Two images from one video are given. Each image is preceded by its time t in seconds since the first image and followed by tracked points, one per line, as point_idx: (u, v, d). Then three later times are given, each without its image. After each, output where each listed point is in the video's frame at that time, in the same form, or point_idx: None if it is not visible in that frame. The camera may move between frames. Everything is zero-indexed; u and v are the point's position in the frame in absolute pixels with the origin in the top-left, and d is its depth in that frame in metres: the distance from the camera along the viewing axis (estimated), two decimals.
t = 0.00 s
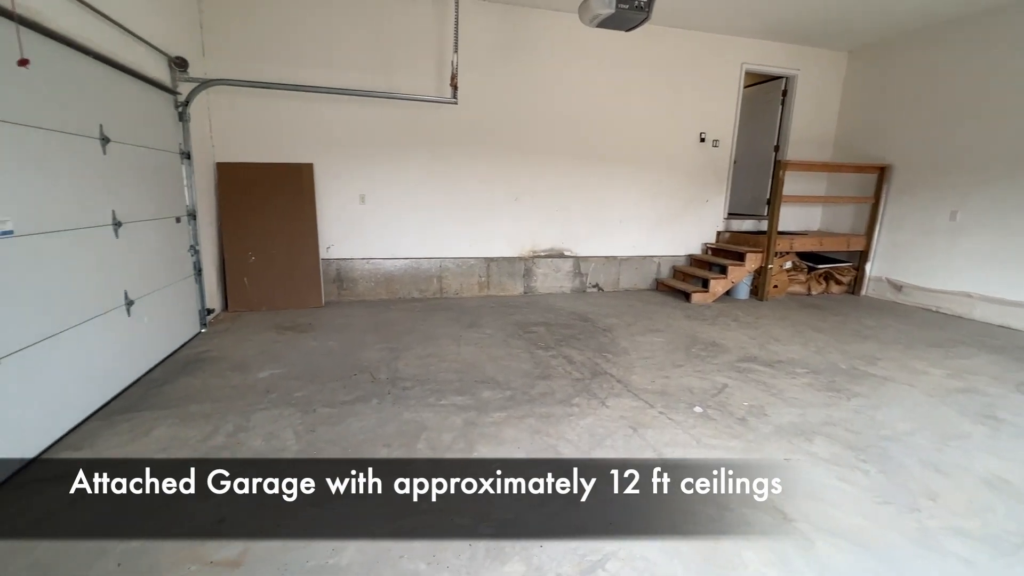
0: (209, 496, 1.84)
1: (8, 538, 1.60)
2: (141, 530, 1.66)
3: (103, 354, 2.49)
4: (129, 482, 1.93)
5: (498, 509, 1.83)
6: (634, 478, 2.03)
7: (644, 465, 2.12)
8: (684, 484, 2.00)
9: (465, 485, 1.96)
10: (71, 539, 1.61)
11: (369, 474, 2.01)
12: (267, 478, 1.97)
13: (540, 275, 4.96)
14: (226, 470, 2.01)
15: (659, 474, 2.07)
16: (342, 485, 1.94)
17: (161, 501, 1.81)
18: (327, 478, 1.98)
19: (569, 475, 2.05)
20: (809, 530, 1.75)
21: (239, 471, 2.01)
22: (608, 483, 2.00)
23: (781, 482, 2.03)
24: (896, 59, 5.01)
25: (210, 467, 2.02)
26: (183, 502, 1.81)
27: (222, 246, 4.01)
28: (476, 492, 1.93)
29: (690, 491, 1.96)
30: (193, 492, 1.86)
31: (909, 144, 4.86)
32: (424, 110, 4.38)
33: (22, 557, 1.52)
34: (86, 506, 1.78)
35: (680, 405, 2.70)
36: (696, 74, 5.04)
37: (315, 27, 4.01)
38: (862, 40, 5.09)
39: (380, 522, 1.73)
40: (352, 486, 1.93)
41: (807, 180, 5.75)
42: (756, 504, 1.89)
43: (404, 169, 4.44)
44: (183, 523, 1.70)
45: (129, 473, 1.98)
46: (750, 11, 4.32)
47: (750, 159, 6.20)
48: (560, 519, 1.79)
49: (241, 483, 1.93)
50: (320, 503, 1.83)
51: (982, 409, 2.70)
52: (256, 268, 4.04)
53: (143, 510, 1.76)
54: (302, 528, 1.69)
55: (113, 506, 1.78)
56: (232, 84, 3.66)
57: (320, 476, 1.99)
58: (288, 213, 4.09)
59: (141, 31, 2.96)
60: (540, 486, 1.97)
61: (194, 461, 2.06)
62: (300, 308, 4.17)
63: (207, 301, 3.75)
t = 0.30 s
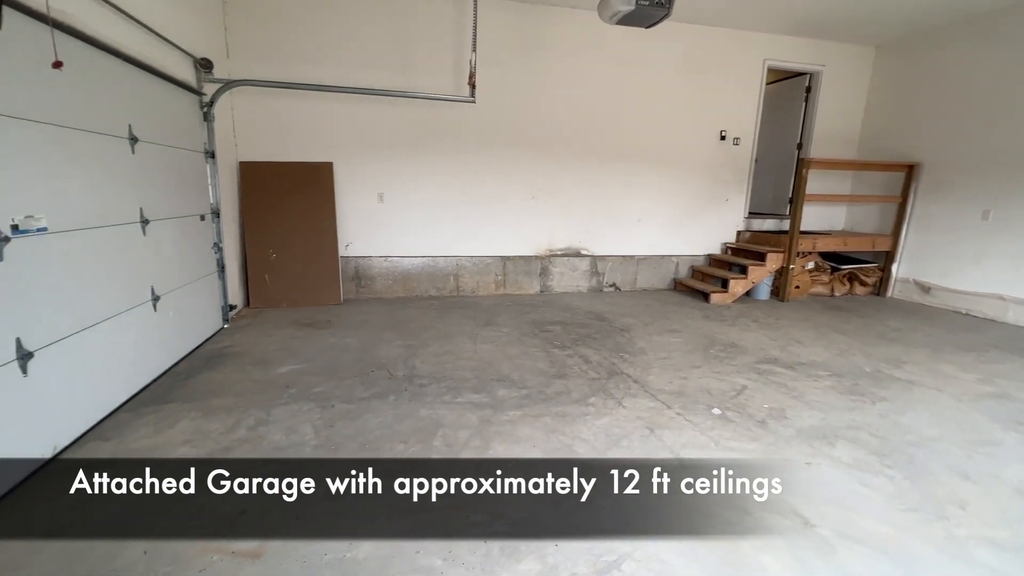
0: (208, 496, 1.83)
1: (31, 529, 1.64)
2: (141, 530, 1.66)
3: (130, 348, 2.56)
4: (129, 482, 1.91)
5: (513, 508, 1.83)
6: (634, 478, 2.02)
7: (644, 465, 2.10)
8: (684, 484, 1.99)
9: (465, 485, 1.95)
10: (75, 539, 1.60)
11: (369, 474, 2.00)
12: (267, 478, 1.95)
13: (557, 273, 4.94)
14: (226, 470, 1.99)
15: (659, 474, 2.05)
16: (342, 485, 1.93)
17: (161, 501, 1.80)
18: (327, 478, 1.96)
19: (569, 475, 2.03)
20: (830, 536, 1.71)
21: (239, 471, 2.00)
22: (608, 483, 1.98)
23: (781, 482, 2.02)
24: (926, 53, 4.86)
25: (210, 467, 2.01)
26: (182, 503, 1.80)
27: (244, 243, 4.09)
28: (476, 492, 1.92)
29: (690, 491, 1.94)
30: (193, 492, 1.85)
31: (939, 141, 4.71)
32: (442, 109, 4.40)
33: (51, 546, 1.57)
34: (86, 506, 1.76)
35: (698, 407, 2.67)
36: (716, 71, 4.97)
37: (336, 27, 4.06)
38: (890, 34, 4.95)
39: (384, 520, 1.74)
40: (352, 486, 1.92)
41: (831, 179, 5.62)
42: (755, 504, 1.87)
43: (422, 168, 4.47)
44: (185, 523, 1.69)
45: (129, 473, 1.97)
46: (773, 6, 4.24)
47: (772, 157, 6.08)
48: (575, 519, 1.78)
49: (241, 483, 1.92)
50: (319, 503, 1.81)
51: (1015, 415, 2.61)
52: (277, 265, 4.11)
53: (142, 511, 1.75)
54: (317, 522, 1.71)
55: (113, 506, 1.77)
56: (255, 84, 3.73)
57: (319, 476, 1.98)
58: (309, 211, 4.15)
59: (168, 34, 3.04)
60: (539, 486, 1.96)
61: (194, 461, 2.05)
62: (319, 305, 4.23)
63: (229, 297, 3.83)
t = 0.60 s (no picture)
0: (209, 496, 1.83)
1: (37, 528, 1.65)
2: (143, 530, 1.66)
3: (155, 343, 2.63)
4: (129, 482, 1.91)
5: (526, 507, 1.83)
6: (634, 478, 2.01)
7: (644, 465, 2.09)
8: (684, 484, 1.98)
9: (465, 485, 1.94)
10: (83, 537, 1.61)
11: (369, 474, 2.00)
12: (266, 478, 1.95)
13: (571, 273, 4.93)
14: (226, 470, 1.99)
15: (659, 474, 2.04)
16: (342, 485, 1.93)
17: (161, 501, 1.80)
18: (327, 478, 1.96)
19: (569, 475, 2.03)
20: (850, 542, 1.67)
21: (239, 471, 1.99)
22: (609, 483, 1.97)
23: (781, 482, 2.00)
24: (955, 49, 4.72)
25: (210, 467, 2.00)
26: (182, 503, 1.79)
27: (263, 241, 4.16)
28: (476, 492, 1.91)
29: (690, 492, 1.93)
30: (193, 492, 1.84)
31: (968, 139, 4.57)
32: (458, 108, 4.42)
33: (66, 541, 1.59)
34: (86, 507, 1.76)
35: (714, 409, 2.63)
36: (735, 69, 4.89)
37: (353, 28, 4.10)
38: (917, 29, 4.82)
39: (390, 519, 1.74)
40: (352, 486, 1.91)
41: (853, 178, 5.50)
42: (755, 504, 1.86)
43: (438, 167, 4.49)
44: (189, 523, 1.69)
45: (129, 473, 1.96)
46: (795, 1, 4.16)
47: (792, 156, 5.97)
48: (588, 519, 1.77)
49: (241, 483, 1.91)
50: (319, 503, 1.81)
51: None
52: (295, 263, 4.17)
53: (142, 510, 1.75)
54: (326, 520, 1.72)
55: (113, 506, 1.77)
56: (275, 85, 3.78)
57: (319, 476, 1.97)
58: (326, 210, 4.20)
59: (190, 36, 3.10)
60: (540, 486, 1.95)
61: (195, 460, 2.04)
62: (336, 303, 4.27)
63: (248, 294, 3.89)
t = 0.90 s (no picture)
0: (209, 496, 1.83)
1: (43, 527, 1.65)
2: (147, 529, 1.66)
3: (172, 341, 2.68)
4: (129, 482, 1.91)
5: (538, 508, 1.82)
6: (634, 478, 2.00)
7: (644, 466, 2.08)
8: (684, 484, 1.97)
9: (464, 485, 1.94)
10: (103, 531, 1.64)
11: (368, 474, 1.99)
12: (266, 478, 1.95)
13: (584, 273, 4.90)
14: (226, 470, 1.99)
15: (659, 474, 2.03)
16: (342, 485, 1.92)
17: (161, 502, 1.80)
18: (327, 478, 1.96)
19: (569, 475, 2.02)
20: (869, 550, 1.63)
21: (239, 471, 1.99)
22: (608, 483, 1.96)
23: (781, 482, 2.00)
24: (981, 44, 4.58)
25: (209, 467, 2.00)
26: (183, 503, 1.79)
27: (279, 240, 4.21)
28: (476, 492, 1.91)
29: (690, 491, 1.92)
30: (193, 493, 1.84)
31: (994, 137, 4.44)
32: (472, 108, 4.42)
33: (87, 535, 1.62)
34: (88, 506, 1.76)
35: (728, 412, 2.60)
36: (753, 67, 4.83)
37: (368, 29, 4.13)
38: (942, 24, 4.69)
39: (395, 518, 1.75)
40: (352, 486, 1.91)
41: (873, 178, 5.39)
42: (756, 504, 1.86)
43: (451, 167, 4.50)
44: (191, 522, 1.69)
45: (129, 473, 1.96)
46: None
47: (810, 155, 5.87)
48: (600, 521, 1.75)
49: (241, 483, 1.91)
50: (319, 503, 1.81)
51: None
52: (310, 262, 4.22)
53: (145, 510, 1.75)
54: (329, 518, 1.73)
55: (114, 506, 1.77)
56: (291, 86, 3.83)
57: (319, 476, 1.97)
58: (340, 210, 4.23)
59: (209, 38, 3.15)
60: (539, 486, 1.95)
61: (195, 461, 2.04)
62: (350, 302, 4.31)
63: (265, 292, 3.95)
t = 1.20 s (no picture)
0: (210, 496, 1.84)
1: (52, 526, 1.66)
2: (153, 527, 1.67)
3: (191, 339, 2.73)
4: (129, 482, 1.92)
5: (550, 510, 1.82)
6: (634, 478, 2.00)
7: (648, 467, 2.08)
8: (684, 484, 1.97)
9: (465, 485, 1.95)
10: (126, 524, 1.69)
11: (369, 474, 2.00)
12: (267, 478, 1.96)
13: (598, 274, 4.88)
14: (226, 470, 2.00)
15: (659, 474, 2.03)
16: (342, 485, 1.94)
17: (161, 501, 1.81)
18: (327, 478, 1.97)
19: (569, 475, 2.02)
20: (889, 558, 1.60)
21: (239, 471, 2.00)
22: (608, 483, 1.97)
23: (781, 482, 2.00)
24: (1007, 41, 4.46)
25: (210, 467, 2.01)
26: (183, 503, 1.80)
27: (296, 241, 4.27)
28: (476, 492, 1.91)
29: (690, 491, 1.92)
30: (194, 492, 1.86)
31: (1021, 136, 4.31)
32: (486, 109, 4.43)
33: (105, 531, 1.65)
34: (94, 506, 1.78)
35: (744, 415, 2.56)
36: (770, 65, 4.76)
37: (384, 32, 4.17)
38: (968, 20, 4.57)
39: (401, 517, 1.76)
40: (352, 486, 1.92)
41: (894, 178, 5.28)
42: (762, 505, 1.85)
43: (465, 168, 4.52)
44: (194, 522, 1.70)
45: (129, 473, 1.98)
46: None
47: (829, 155, 5.77)
48: (613, 523, 1.74)
49: (241, 483, 1.92)
50: (325, 503, 1.82)
51: None
52: (326, 263, 4.27)
53: (148, 510, 1.76)
54: (331, 516, 1.75)
55: (115, 506, 1.78)
56: (308, 89, 3.88)
57: (320, 476, 1.98)
58: (355, 211, 4.28)
59: (229, 42, 3.21)
60: (540, 486, 1.95)
61: (195, 460, 2.06)
62: (364, 302, 4.35)
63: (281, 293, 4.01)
